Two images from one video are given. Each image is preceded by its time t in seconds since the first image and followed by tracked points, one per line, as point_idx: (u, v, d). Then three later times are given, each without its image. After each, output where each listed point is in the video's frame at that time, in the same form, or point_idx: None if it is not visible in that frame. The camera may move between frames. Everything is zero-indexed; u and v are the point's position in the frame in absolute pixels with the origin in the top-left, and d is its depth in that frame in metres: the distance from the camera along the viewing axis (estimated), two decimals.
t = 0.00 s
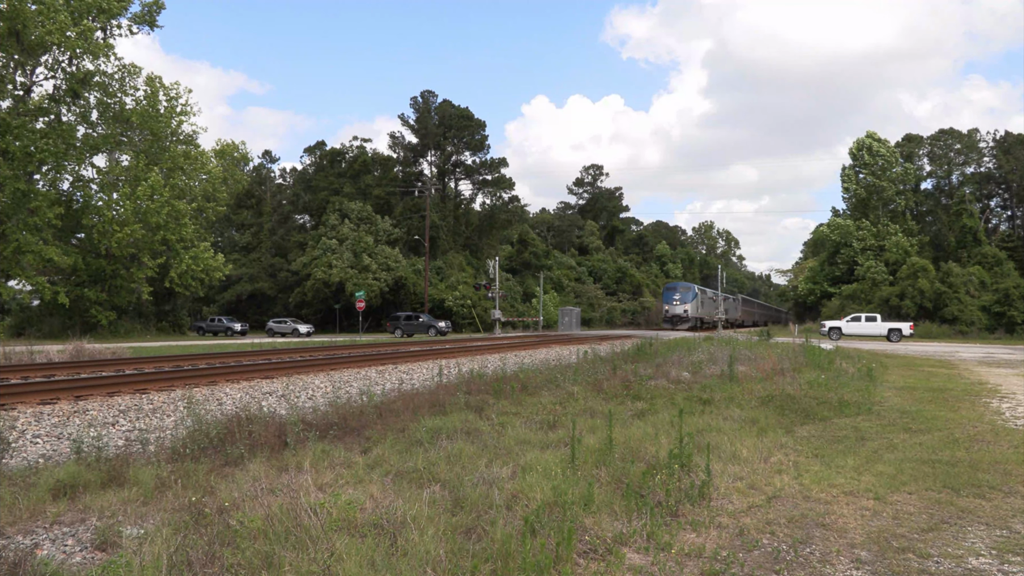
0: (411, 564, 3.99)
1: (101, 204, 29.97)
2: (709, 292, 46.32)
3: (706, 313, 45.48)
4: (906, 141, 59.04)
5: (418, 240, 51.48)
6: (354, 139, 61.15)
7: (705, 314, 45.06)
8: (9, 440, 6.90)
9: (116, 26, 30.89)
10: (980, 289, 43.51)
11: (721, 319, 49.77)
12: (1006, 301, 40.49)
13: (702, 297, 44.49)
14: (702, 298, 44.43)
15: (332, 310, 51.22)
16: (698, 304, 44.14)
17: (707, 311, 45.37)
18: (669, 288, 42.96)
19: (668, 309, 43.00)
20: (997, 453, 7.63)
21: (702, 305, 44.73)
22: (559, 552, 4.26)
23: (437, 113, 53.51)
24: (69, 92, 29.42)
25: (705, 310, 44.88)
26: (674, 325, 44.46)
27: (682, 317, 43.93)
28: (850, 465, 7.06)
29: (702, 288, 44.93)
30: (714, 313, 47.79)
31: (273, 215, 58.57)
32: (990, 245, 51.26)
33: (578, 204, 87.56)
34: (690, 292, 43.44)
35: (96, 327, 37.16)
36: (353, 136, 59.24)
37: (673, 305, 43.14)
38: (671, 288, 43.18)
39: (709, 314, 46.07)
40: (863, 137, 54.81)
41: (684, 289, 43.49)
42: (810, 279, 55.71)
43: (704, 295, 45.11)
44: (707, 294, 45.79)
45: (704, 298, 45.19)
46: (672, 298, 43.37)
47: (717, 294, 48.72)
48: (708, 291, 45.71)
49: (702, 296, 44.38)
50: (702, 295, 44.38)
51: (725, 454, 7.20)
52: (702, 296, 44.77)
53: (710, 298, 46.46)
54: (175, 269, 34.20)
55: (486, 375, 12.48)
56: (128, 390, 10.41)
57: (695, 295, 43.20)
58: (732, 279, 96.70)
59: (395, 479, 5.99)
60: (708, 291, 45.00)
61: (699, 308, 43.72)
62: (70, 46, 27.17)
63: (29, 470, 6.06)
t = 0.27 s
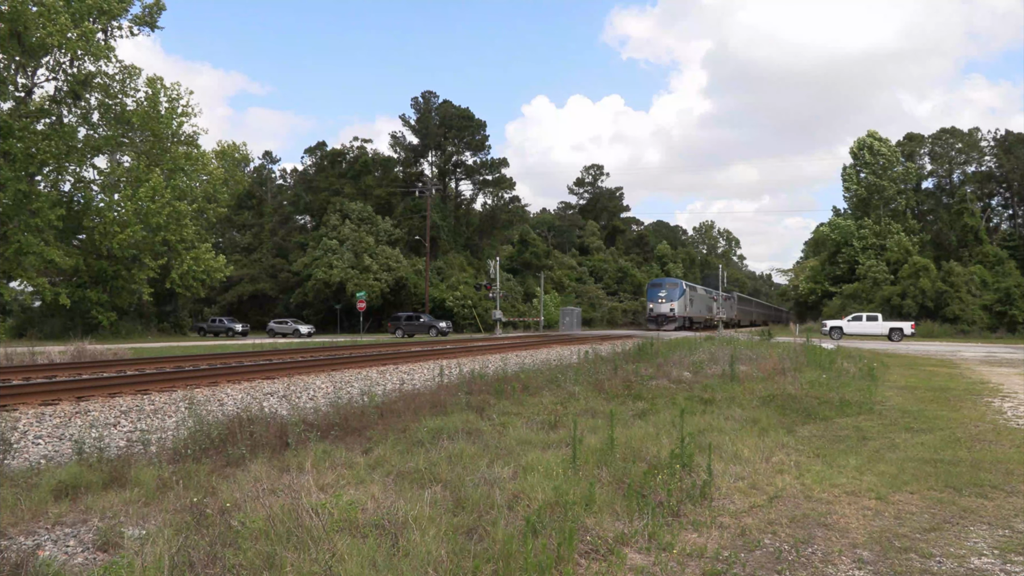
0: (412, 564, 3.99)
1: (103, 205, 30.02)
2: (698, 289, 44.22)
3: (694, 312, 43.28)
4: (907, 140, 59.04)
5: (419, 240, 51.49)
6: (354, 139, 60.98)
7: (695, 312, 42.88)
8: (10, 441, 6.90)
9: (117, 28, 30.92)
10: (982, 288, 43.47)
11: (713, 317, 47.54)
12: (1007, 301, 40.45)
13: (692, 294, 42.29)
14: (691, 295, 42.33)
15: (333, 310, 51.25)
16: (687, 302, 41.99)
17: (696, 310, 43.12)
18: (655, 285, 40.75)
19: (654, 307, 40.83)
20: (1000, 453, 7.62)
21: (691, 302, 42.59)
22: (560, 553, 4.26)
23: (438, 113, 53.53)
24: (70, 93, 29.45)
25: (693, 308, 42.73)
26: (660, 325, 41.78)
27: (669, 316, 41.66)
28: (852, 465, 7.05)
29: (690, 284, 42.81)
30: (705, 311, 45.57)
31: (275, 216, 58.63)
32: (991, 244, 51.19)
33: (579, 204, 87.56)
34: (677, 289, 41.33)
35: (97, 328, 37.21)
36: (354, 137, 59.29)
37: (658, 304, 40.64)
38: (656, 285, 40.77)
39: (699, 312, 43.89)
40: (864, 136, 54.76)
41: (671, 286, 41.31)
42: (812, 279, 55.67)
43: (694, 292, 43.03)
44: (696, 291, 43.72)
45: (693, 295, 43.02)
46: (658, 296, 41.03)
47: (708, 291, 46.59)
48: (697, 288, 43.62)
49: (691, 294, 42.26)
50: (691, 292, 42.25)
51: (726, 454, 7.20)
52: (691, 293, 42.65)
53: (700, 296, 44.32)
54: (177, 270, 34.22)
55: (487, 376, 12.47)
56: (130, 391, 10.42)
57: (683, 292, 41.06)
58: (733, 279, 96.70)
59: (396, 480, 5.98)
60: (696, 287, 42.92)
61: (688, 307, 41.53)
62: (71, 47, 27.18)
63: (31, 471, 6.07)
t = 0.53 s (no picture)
0: (414, 565, 3.99)
1: (104, 206, 30.07)
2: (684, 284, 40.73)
3: (679, 311, 39.83)
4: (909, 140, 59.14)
5: (420, 241, 51.50)
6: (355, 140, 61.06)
7: (680, 312, 39.39)
8: (12, 441, 6.92)
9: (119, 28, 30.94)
10: (983, 288, 43.44)
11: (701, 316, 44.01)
12: (1008, 301, 40.43)
13: (676, 291, 38.82)
14: (675, 291, 38.80)
15: (334, 311, 51.29)
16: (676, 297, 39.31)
17: (680, 308, 39.60)
18: (637, 282, 37.16)
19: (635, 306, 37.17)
20: (1001, 453, 7.61)
21: (677, 299, 38.96)
22: (561, 553, 4.26)
23: (439, 114, 53.59)
24: (72, 94, 29.46)
25: (679, 306, 39.19)
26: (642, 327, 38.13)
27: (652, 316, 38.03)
28: (853, 465, 7.04)
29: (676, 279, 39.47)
30: (693, 310, 42.13)
31: (276, 216, 58.69)
32: (993, 244, 51.15)
33: (579, 204, 87.55)
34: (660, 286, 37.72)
35: (98, 328, 37.23)
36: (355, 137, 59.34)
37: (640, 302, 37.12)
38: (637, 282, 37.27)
39: (684, 311, 40.38)
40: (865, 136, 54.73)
41: (654, 282, 37.82)
42: (812, 279, 55.64)
43: (679, 289, 39.57)
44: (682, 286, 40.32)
45: (680, 291, 39.57)
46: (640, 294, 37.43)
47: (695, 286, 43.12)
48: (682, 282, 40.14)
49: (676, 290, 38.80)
50: (676, 287, 38.79)
51: (727, 454, 7.19)
52: (676, 290, 39.04)
53: (686, 291, 40.84)
54: (178, 270, 34.25)
55: (488, 376, 12.46)
56: (131, 391, 10.43)
57: (667, 288, 37.58)
58: (734, 280, 96.68)
59: (397, 480, 5.98)
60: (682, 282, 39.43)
61: (671, 307, 38.26)
62: (73, 48, 27.22)
63: (32, 471, 6.08)
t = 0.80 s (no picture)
0: (414, 566, 3.99)
1: (106, 206, 30.13)
2: (666, 280, 35.88)
3: (661, 310, 34.98)
4: (910, 141, 59.22)
5: (421, 241, 51.50)
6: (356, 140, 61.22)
7: (661, 312, 34.62)
8: (13, 441, 6.92)
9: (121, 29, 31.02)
10: (985, 289, 43.40)
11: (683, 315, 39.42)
12: (1010, 302, 40.41)
13: (659, 288, 33.96)
14: (657, 288, 33.94)
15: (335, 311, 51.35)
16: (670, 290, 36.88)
17: (663, 308, 34.74)
18: (613, 277, 32.18)
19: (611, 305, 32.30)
20: (1003, 455, 7.59)
21: (659, 297, 34.09)
22: (562, 554, 4.25)
23: (441, 114, 53.70)
24: (74, 95, 29.52)
25: (661, 305, 34.48)
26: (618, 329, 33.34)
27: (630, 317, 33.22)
28: (854, 467, 7.03)
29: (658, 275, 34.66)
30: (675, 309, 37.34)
31: (277, 217, 58.78)
32: (994, 245, 51.10)
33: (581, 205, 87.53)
34: (640, 282, 32.81)
35: (100, 329, 37.28)
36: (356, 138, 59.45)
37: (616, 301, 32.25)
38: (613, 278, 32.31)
39: (665, 311, 35.57)
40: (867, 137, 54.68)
41: (634, 277, 32.87)
42: (814, 280, 55.61)
43: (661, 285, 34.97)
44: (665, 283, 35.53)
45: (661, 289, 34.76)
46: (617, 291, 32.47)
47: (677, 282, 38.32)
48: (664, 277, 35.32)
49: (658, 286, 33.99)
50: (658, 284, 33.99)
51: (728, 455, 7.18)
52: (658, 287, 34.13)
53: (668, 288, 36.11)
54: (179, 271, 34.29)
55: (489, 377, 12.45)
56: (132, 391, 10.44)
57: (647, 284, 32.75)
58: (735, 281, 96.64)
59: (398, 481, 5.98)
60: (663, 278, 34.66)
61: (652, 306, 33.31)
62: (74, 49, 27.25)
63: (35, 471, 6.10)
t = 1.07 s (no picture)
0: (416, 566, 3.99)
1: (107, 206, 30.19)
2: (644, 275, 31.66)
3: (638, 309, 30.69)
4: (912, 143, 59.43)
5: (422, 242, 51.49)
6: (358, 141, 61.32)
7: (638, 310, 30.46)
8: (15, 441, 6.93)
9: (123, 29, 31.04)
10: (986, 290, 43.38)
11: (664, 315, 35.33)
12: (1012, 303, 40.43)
13: (634, 284, 29.75)
14: (632, 283, 29.75)
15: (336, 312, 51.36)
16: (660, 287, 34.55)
17: (639, 307, 30.54)
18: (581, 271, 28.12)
19: (579, 304, 28.20)
20: (1005, 456, 7.58)
21: (634, 294, 29.87)
22: (564, 555, 4.25)
23: (443, 115, 53.78)
24: (75, 94, 29.53)
25: (638, 303, 30.35)
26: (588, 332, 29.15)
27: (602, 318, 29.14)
28: (856, 468, 7.02)
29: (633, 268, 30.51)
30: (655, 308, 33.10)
31: (279, 217, 58.81)
32: (997, 246, 51.05)
33: (582, 206, 87.48)
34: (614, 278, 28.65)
35: (102, 329, 37.33)
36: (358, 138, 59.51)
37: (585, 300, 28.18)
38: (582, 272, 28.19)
39: (643, 310, 31.32)
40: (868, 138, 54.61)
41: (605, 272, 28.62)
42: (815, 281, 55.59)
43: (639, 281, 30.82)
44: (642, 277, 31.40)
45: (638, 285, 30.58)
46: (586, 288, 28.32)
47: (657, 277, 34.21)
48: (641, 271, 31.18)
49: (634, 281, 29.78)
50: (633, 279, 29.87)
51: (730, 456, 7.17)
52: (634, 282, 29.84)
53: (646, 284, 31.87)
54: (181, 271, 34.31)
55: (490, 378, 12.45)
56: (134, 392, 10.45)
57: (620, 280, 28.51)
58: (737, 282, 96.63)
59: (399, 482, 5.98)
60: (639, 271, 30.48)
61: (627, 304, 29.01)
62: (77, 49, 27.33)
63: (36, 471, 6.10)
